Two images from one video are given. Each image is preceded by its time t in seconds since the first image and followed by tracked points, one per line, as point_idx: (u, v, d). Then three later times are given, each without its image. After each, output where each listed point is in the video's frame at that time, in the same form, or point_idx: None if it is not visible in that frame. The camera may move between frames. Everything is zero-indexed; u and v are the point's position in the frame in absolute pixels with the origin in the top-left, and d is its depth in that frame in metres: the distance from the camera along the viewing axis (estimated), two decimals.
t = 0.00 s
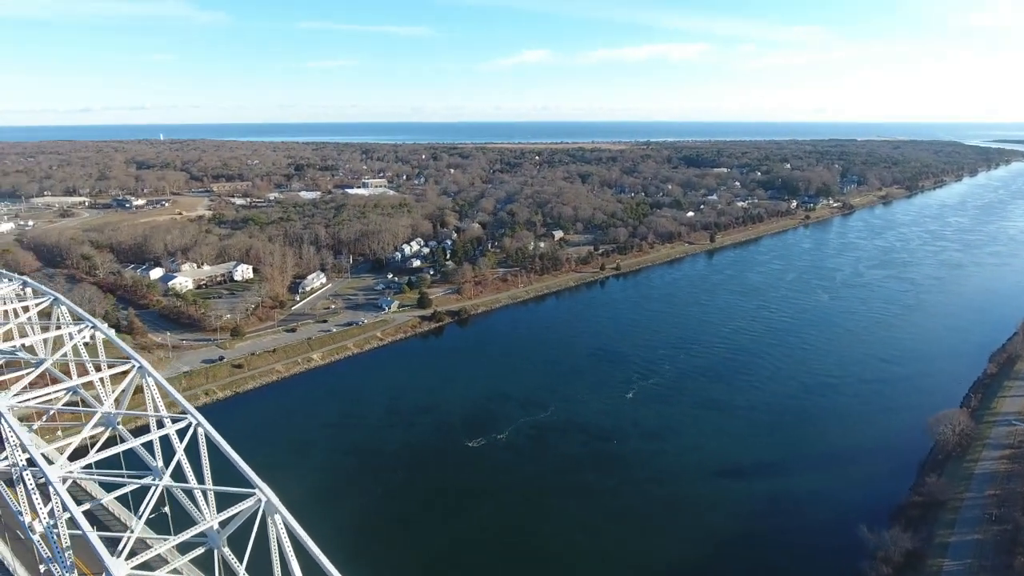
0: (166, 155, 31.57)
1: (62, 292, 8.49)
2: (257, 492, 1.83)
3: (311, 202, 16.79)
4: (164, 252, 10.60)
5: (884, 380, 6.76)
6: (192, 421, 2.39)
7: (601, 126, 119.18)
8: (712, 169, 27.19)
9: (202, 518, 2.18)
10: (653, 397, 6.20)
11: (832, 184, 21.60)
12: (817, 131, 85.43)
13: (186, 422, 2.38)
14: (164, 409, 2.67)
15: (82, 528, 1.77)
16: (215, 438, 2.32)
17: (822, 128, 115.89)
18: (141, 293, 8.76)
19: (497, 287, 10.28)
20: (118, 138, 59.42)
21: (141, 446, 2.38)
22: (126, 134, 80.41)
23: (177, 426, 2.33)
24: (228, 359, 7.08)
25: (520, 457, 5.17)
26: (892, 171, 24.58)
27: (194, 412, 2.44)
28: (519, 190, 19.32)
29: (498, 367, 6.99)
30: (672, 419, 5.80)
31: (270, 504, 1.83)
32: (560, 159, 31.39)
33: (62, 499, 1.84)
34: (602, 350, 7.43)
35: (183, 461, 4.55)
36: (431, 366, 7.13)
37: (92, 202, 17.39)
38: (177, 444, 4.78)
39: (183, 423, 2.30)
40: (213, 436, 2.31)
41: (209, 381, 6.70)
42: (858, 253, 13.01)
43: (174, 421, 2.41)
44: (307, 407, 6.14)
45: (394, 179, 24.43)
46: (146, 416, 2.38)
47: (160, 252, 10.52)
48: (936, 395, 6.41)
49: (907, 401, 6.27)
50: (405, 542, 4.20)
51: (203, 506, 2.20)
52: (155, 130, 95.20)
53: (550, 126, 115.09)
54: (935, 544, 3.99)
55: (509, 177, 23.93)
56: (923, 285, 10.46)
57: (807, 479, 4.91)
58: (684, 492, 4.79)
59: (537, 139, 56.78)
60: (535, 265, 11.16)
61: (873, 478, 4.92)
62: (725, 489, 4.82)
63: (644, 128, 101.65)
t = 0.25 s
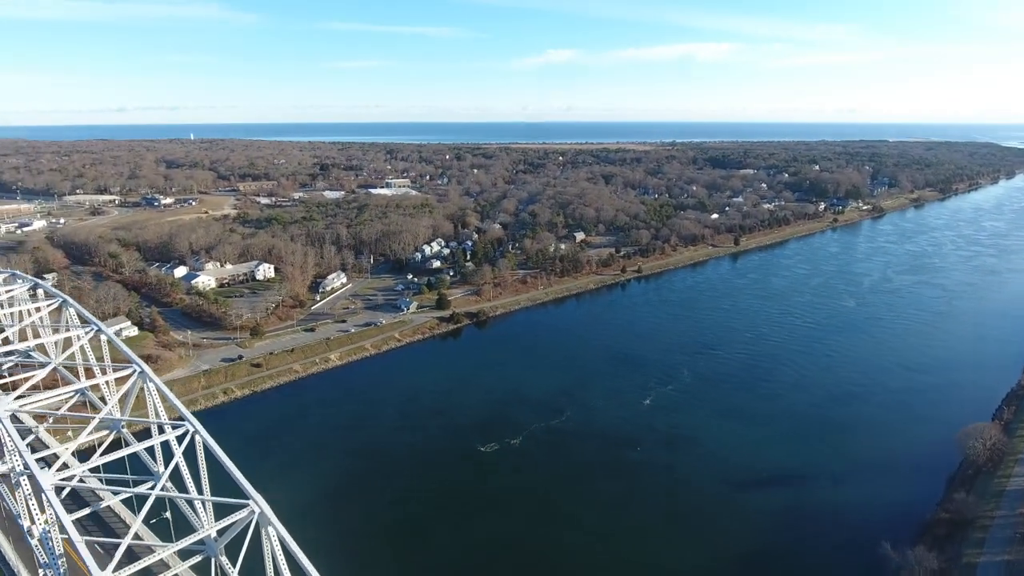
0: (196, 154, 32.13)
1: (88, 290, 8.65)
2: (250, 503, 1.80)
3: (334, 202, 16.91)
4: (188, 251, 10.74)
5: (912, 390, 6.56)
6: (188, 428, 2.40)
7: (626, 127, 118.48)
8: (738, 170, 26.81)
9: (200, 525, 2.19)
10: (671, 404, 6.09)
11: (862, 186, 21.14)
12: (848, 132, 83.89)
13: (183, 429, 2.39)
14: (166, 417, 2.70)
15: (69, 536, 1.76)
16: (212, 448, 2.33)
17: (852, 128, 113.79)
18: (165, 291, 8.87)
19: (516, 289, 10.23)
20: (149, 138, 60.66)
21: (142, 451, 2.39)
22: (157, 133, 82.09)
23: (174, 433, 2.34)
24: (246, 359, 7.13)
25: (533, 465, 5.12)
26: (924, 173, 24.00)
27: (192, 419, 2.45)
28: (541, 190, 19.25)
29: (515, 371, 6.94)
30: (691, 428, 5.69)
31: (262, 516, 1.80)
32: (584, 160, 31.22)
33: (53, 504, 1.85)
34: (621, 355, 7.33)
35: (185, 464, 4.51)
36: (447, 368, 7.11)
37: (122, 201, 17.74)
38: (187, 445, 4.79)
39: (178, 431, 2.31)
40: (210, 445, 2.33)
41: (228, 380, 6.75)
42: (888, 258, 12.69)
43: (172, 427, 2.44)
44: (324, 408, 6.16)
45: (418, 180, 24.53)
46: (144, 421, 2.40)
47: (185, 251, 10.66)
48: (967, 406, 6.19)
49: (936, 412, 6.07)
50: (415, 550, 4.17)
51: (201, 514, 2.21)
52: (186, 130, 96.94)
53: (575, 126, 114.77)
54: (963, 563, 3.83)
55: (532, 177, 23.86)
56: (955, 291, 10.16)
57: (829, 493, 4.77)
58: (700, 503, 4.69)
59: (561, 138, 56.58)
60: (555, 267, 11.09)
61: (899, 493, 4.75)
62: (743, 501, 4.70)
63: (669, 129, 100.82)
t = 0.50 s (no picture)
0: (219, 154, 32.54)
1: (109, 288, 8.76)
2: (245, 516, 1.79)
3: (353, 202, 16.98)
4: (207, 250, 10.84)
5: (936, 399, 6.38)
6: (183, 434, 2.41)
7: (647, 128, 117.81)
8: (760, 172, 26.46)
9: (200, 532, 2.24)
10: (685, 411, 5.99)
11: (888, 189, 20.73)
12: (873, 133, 82.50)
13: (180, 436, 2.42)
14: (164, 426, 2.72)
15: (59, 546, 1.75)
16: (207, 457, 2.36)
17: (878, 129, 111.98)
18: (183, 290, 8.96)
19: (532, 291, 10.17)
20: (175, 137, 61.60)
21: (141, 456, 2.39)
22: (182, 132, 83.42)
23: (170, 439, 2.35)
24: (261, 358, 7.16)
25: (543, 470, 5.07)
26: (952, 175, 23.47)
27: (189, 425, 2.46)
28: (559, 192, 19.15)
29: (528, 374, 6.89)
30: (704, 435, 5.59)
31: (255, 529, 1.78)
32: (604, 160, 31.05)
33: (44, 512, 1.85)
34: (636, 359, 7.24)
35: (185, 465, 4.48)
36: (460, 371, 7.08)
37: (146, 199, 17.98)
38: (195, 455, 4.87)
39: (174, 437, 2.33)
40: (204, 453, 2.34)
41: (242, 380, 6.79)
42: (914, 262, 12.41)
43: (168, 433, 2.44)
44: (336, 409, 6.18)
45: (437, 180, 24.56)
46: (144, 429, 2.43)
47: (204, 250, 10.77)
48: (992, 416, 6.00)
49: (962, 423, 5.90)
50: (419, 554, 4.15)
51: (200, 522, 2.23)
52: (210, 130, 98.32)
53: (595, 127, 114.38)
54: None
55: (550, 178, 23.76)
56: (983, 298, 9.89)
57: (847, 505, 4.64)
58: (712, 512, 4.61)
59: (581, 139, 56.36)
60: (572, 269, 11.00)
61: (919, 506, 4.62)
62: (757, 511, 4.60)
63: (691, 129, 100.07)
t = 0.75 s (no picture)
0: (237, 154, 32.79)
1: (123, 287, 8.84)
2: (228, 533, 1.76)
3: (367, 202, 17.01)
4: (221, 250, 10.91)
5: (956, 409, 6.22)
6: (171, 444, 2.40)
7: (664, 128, 117.13)
8: (779, 173, 26.13)
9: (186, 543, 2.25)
10: (695, 419, 5.89)
11: (910, 191, 20.36)
12: (896, 134, 81.20)
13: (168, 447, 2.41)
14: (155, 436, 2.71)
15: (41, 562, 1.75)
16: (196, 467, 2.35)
17: (900, 131, 110.36)
18: (196, 290, 9.02)
19: (544, 293, 10.11)
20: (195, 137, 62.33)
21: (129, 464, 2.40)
22: (201, 131, 84.22)
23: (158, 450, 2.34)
24: (271, 359, 7.18)
25: (545, 478, 5.07)
26: (977, 177, 22.97)
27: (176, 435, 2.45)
28: (574, 193, 19.05)
29: (536, 379, 6.86)
30: (714, 444, 5.49)
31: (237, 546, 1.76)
32: (620, 161, 30.86)
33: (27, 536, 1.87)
34: (647, 364, 7.15)
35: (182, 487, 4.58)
36: (469, 374, 7.05)
37: (164, 199, 18.18)
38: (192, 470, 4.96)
39: (162, 447, 2.32)
40: (192, 464, 2.32)
41: (251, 380, 6.81)
42: (935, 266, 12.15)
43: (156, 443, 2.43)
44: (343, 415, 6.26)
45: (452, 180, 24.55)
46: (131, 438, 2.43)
47: (218, 250, 10.84)
48: (1015, 427, 5.82)
49: (982, 433, 5.74)
50: (415, 564, 4.18)
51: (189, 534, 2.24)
52: (231, 130, 99.53)
53: (612, 127, 113.90)
54: None
55: (565, 179, 23.65)
56: (1007, 304, 9.65)
57: (859, 517, 4.54)
58: (719, 522, 4.53)
59: (598, 140, 56.08)
60: (585, 271, 10.92)
61: (934, 522, 4.48)
62: (765, 524, 4.50)
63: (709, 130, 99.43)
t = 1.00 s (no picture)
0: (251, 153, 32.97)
1: (134, 286, 8.89)
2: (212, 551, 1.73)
3: (379, 202, 17.02)
4: (233, 249, 10.95)
5: (973, 417, 6.07)
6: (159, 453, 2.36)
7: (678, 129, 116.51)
8: (794, 174, 25.84)
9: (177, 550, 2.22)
10: (704, 425, 5.80)
11: (928, 193, 20.03)
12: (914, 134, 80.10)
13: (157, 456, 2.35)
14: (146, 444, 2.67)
15: None
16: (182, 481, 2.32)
17: (919, 131, 108.98)
18: (207, 289, 9.05)
19: (553, 295, 10.04)
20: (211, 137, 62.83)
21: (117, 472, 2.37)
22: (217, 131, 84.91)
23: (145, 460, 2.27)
24: (279, 359, 7.18)
25: (550, 485, 5.09)
26: (997, 179, 22.58)
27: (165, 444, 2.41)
28: (586, 194, 18.94)
29: (544, 383, 6.84)
30: (723, 451, 5.40)
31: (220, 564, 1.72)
32: (633, 162, 30.67)
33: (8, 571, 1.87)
34: (656, 369, 7.07)
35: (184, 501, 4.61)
36: (477, 378, 7.02)
37: (178, 198, 18.30)
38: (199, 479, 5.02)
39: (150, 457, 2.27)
40: (180, 475, 2.27)
41: (259, 380, 6.81)
42: (953, 270, 11.93)
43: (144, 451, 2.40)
44: (350, 415, 6.31)
45: (463, 180, 24.52)
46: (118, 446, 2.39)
47: (229, 249, 10.87)
48: None
49: (1000, 442, 5.59)
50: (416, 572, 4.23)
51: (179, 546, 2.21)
52: (248, 129, 100.35)
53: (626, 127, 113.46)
54: None
55: (577, 179, 23.53)
56: None
57: (870, 529, 4.43)
58: (726, 533, 4.45)
59: (611, 139, 55.82)
60: (595, 273, 10.84)
61: (951, 534, 4.36)
62: (774, 533, 4.42)
63: (723, 130, 98.81)
